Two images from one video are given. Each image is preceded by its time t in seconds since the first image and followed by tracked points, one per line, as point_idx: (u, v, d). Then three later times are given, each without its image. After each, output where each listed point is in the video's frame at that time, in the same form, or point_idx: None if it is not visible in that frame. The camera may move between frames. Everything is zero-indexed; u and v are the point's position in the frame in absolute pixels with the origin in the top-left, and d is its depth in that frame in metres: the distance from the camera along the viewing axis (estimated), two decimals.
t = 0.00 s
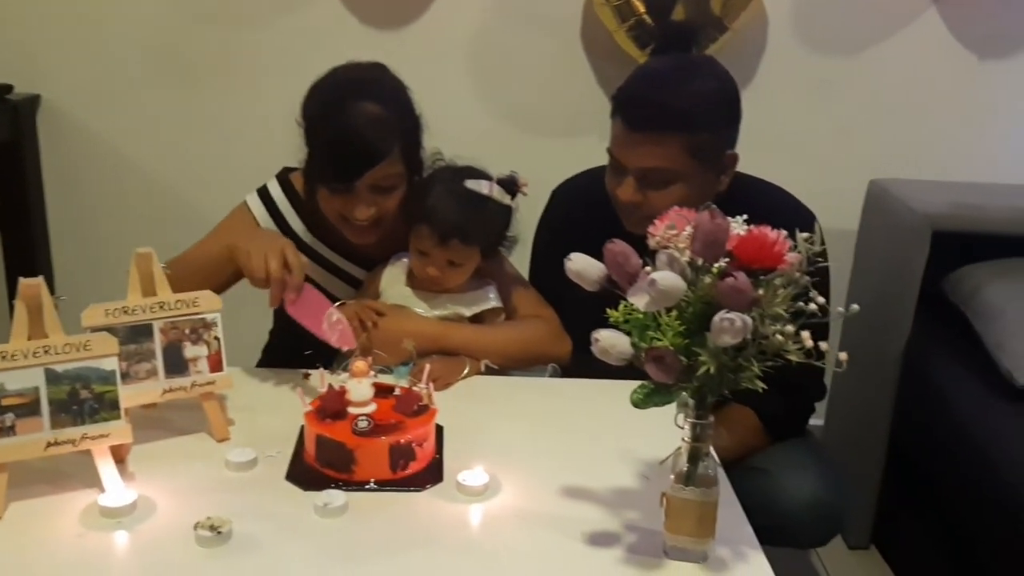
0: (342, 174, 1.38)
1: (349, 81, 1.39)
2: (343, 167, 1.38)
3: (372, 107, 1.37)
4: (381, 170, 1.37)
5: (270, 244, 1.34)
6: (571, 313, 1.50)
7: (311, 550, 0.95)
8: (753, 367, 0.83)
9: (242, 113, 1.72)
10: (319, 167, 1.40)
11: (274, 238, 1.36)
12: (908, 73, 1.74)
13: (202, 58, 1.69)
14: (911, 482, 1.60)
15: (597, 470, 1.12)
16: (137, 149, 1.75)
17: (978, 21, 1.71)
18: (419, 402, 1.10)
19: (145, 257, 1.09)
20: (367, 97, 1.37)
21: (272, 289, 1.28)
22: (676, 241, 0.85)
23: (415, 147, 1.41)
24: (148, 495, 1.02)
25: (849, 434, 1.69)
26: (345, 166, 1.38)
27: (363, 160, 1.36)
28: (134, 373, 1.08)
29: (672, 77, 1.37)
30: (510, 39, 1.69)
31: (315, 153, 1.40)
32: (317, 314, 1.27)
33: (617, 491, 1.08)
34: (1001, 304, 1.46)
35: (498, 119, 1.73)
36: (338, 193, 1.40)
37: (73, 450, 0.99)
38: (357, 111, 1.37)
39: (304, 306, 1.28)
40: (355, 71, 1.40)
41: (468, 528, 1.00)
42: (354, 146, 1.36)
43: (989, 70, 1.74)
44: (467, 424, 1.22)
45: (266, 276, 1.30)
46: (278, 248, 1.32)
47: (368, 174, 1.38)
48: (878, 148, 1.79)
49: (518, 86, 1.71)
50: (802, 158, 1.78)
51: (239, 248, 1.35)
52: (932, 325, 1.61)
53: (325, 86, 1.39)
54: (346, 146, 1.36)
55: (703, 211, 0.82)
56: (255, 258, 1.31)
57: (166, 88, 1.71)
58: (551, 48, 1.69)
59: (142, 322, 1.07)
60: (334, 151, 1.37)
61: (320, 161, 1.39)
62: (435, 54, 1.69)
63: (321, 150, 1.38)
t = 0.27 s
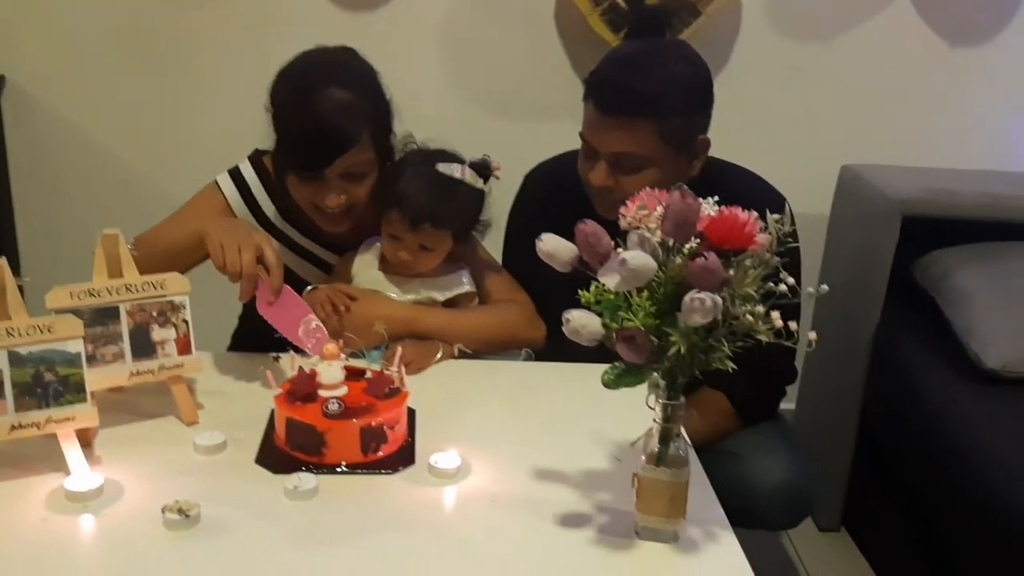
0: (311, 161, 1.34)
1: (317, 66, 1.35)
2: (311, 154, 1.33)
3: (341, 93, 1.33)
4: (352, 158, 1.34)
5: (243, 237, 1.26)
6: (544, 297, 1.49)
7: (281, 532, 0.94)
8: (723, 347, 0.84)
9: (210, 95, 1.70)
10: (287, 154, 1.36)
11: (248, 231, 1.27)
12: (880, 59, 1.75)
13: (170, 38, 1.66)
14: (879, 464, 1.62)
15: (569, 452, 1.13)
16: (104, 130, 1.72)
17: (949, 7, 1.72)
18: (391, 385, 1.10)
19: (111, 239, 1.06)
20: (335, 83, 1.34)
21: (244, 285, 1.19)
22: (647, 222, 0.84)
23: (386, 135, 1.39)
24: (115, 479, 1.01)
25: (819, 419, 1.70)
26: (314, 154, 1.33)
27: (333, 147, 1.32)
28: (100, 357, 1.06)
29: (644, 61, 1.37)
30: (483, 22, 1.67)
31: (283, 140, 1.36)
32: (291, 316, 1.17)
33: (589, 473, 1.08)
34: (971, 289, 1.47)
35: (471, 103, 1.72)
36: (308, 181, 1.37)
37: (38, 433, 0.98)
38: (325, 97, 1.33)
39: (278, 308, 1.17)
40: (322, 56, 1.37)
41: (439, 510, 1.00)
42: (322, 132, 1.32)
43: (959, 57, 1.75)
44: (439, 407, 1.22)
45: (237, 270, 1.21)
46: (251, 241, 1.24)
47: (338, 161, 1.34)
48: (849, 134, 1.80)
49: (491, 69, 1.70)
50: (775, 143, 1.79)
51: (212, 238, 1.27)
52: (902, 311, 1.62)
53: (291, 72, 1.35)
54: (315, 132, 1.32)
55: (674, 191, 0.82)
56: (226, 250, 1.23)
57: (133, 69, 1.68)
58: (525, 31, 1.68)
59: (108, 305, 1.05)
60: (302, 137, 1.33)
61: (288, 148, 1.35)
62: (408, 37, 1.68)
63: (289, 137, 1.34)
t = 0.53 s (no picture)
0: (302, 156, 1.33)
1: (308, 60, 1.34)
2: (301, 149, 1.33)
3: (331, 87, 1.32)
4: (343, 153, 1.33)
5: (243, 232, 1.24)
6: (537, 288, 1.49)
7: (272, 522, 0.94)
8: (716, 336, 0.84)
9: (201, 84, 1.68)
10: (278, 148, 1.35)
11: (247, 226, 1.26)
12: (871, 49, 1.75)
13: (160, 27, 1.65)
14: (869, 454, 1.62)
15: (561, 443, 1.12)
16: (94, 120, 1.70)
17: None
18: (382, 374, 1.09)
19: (100, 227, 1.05)
20: (326, 76, 1.32)
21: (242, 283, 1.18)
22: (640, 211, 0.84)
23: (378, 129, 1.37)
24: (105, 469, 1.00)
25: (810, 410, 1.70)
26: (304, 149, 1.33)
27: (323, 142, 1.32)
28: (89, 346, 1.06)
29: (633, 51, 1.35)
30: (475, 12, 1.67)
31: (274, 134, 1.35)
32: (289, 318, 1.17)
33: (581, 463, 1.08)
34: (961, 279, 1.48)
35: (463, 93, 1.71)
36: (299, 176, 1.36)
37: (27, 423, 0.97)
38: (315, 92, 1.32)
39: (277, 310, 1.16)
40: (314, 49, 1.36)
41: (432, 500, 1.00)
42: (312, 127, 1.31)
43: (951, 47, 1.75)
44: (432, 397, 1.21)
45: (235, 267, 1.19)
46: (251, 238, 1.22)
47: (329, 157, 1.33)
48: (841, 125, 1.80)
49: (482, 60, 1.69)
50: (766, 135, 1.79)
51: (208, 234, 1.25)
52: (893, 301, 1.63)
53: (281, 65, 1.34)
54: (305, 127, 1.31)
55: (667, 179, 0.81)
56: (225, 246, 1.21)
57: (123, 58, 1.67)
58: (516, 21, 1.67)
59: (99, 294, 1.04)
60: (293, 132, 1.32)
61: (279, 143, 1.35)
62: (399, 26, 1.67)
63: (280, 131, 1.34)
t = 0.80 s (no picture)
0: (302, 155, 1.36)
1: (306, 58, 1.36)
2: (301, 148, 1.35)
3: (330, 86, 1.34)
4: (342, 153, 1.35)
5: (255, 230, 1.23)
6: (536, 283, 1.49)
7: (274, 517, 0.94)
8: (716, 332, 0.84)
9: (199, 79, 1.68)
10: (278, 147, 1.37)
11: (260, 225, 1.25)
12: (869, 44, 1.75)
13: (158, 22, 1.64)
14: (866, 448, 1.63)
15: (560, 438, 1.13)
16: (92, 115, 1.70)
17: None
18: (382, 370, 1.10)
19: (100, 224, 1.06)
20: (325, 76, 1.35)
21: (252, 282, 1.18)
22: (640, 207, 0.84)
23: (377, 128, 1.39)
24: (105, 465, 1.00)
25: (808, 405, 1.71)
26: (304, 148, 1.35)
27: (323, 142, 1.34)
28: (89, 342, 1.06)
29: (630, 47, 1.35)
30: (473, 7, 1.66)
31: (274, 133, 1.37)
32: (295, 319, 1.17)
33: (581, 458, 1.08)
34: (959, 274, 1.48)
35: (461, 88, 1.71)
36: (298, 174, 1.38)
37: (27, 420, 0.97)
38: (315, 91, 1.34)
39: (284, 311, 1.17)
40: (312, 46, 1.37)
41: (432, 494, 1.00)
42: (312, 127, 1.34)
43: (948, 42, 1.75)
44: (431, 392, 1.22)
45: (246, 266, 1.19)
46: (262, 237, 1.22)
47: (329, 157, 1.36)
48: (839, 120, 1.80)
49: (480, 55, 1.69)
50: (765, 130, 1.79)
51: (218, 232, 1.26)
52: (890, 296, 1.63)
53: (281, 63, 1.36)
54: (305, 127, 1.34)
55: (667, 174, 0.81)
56: (236, 245, 1.21)
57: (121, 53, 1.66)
58: (514, 16, 1.67)
59: (98, 290, 1.05)
60: (292, 131, 1.34)
61: (279, 141, 1.37)
62: (396, 21, 1.66)
63: (280, 130, 1.36)
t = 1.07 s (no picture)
0: (306, 152, 1.36)
1: (309, 55, 1.37)
2: (305, 144, 1.35)
3: (333, 83, 1.35)
4: (346, 149, 1.35)
5: (265, 223, 1.22)
6: (539, 277, 1.49)
7: (281, 511, 0.94)
8: (722, 326, 0.84)
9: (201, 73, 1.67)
10: (283, 143, 1.37)
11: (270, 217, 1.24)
12: (871, 37, 1.75)
13: (159, 16, 1.64)
14: (866, 441, 1.63)
15: (564, 432, 1.13)
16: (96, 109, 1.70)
17: None
18: (387, 364, 1.10)
19: (104, 219, 1.06)
20: (328, 73, 1.35)
21: (259, 275, 1.18)
22: (646, 201, 0.85)
23: (381, 125, 1.39)
24: (112, 460, 1.01)
25: (810, 399, 1.71)
26: (308, 144, 1.35)
27: (326, 139, 1.34)
28: (94, 338, 1.06)
29: (632, 42, 1.35)
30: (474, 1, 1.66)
31: (278, 129, 1.37)
32: (302, 313, 1.18)
33: (586, 452, 1.08)
34: (961, 267, 1.48)
35: (463, 82, 1.71)
36: (303, 171, 1.38)
37: (34, 415, 0.98)
38: (318, 87, 1.34)
39: (291, 305, 1.17)
40: (316, 44, 1.38)
41: (437, 488, 1.00)
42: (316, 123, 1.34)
43: (950, 35, 1.75)
44: (436, 387, 1.22)
45: (256, 259, 1.19)
46: (272, 231, 1.20)
47: (333, 153, 1.36)
48: (841, 114, 1.80)
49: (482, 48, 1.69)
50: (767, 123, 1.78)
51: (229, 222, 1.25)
52: (893, 289, 1.63)
53: (284, 60, 1.37)
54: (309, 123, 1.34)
55: (673, 169, 0.82)
56: (246, 238, 1.20)
57: (123, 47, 1.66)
58: (516, 10, 1.67)
59: (103, 285, 1.05)
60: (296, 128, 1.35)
61: (283, 138, 1.37)
62: (398, 15, 1.66)
63: (284, 126, 1.36)
